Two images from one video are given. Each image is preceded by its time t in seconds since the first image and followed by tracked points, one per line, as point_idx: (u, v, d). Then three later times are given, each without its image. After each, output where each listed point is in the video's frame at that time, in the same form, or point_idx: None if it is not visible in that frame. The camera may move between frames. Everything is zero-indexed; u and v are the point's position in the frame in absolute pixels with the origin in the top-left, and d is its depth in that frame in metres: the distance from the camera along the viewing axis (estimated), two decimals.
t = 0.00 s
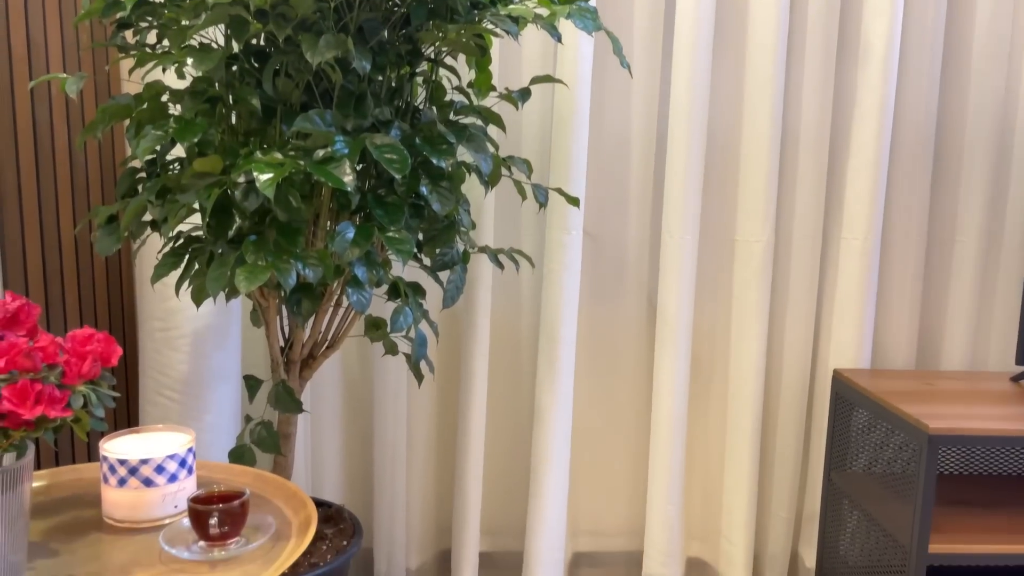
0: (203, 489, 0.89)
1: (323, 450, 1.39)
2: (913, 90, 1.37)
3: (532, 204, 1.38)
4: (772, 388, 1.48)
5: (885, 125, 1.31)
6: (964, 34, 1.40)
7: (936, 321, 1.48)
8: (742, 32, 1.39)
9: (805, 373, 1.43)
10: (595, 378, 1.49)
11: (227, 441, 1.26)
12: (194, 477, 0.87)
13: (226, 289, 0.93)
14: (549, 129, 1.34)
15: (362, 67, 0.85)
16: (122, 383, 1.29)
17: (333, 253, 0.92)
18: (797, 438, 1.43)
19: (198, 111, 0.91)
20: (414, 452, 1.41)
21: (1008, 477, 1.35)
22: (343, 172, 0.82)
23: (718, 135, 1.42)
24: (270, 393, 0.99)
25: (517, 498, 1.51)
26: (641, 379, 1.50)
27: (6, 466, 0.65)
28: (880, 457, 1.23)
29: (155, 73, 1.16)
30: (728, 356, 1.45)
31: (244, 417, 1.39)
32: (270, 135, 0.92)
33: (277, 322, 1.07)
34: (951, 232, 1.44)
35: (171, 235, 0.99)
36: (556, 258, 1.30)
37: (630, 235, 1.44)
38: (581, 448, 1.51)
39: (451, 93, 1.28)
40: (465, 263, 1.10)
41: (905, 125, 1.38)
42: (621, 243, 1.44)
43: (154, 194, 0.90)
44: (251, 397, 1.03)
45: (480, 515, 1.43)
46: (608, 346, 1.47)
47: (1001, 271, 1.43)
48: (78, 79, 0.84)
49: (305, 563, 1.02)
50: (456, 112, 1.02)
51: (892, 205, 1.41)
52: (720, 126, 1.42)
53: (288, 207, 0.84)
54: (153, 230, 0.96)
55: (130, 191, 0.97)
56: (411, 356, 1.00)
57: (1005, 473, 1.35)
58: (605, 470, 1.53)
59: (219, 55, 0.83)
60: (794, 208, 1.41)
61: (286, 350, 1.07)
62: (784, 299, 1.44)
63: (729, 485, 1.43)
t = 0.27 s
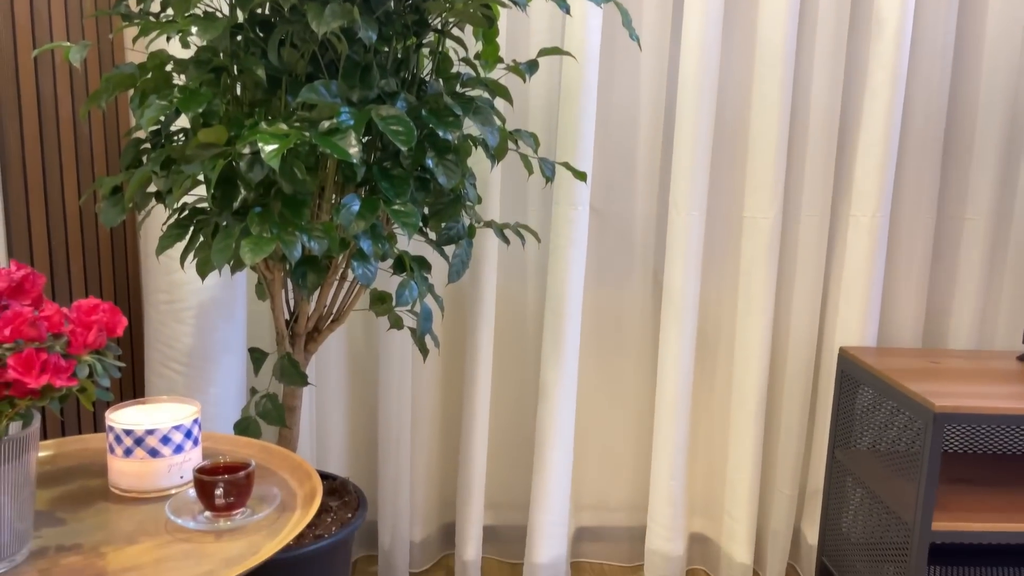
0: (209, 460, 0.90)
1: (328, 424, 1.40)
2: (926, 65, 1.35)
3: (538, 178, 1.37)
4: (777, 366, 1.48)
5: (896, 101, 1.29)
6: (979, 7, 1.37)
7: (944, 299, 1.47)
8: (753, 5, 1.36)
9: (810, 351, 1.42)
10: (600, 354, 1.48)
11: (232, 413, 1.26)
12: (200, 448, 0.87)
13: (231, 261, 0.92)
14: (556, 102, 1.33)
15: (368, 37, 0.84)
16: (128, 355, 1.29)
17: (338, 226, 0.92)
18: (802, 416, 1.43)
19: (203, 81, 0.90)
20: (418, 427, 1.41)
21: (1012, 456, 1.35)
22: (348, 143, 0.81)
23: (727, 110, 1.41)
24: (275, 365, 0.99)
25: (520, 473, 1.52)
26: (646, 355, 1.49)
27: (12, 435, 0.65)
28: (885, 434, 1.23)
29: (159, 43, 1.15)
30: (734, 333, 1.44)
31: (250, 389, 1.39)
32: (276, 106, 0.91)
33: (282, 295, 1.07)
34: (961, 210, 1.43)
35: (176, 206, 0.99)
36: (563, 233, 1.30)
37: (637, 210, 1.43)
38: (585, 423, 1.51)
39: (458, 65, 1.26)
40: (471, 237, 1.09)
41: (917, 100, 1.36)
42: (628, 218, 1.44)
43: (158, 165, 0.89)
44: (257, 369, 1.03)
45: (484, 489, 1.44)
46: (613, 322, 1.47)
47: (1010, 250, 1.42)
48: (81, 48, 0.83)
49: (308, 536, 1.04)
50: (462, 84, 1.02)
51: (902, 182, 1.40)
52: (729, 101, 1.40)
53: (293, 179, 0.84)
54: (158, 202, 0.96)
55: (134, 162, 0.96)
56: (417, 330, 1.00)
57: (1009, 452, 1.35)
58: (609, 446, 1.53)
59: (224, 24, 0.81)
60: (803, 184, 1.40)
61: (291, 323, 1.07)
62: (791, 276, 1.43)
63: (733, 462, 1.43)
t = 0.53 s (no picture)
0: (214, 434, 0.90)
1: (332, 400, 1.40)
2: (938, 44, 1.34)
3: (545, 156, 1.36)
4: (782, 347, 1.48)
5: (907, 80, 1.28)
6: None
7: (951, 281, 1.46)
8: None
9: (816, 331, 1.42)
10: (604, 333, 1.48)
11: (237, 389, 1.26)
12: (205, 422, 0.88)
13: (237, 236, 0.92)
14: (563, 80, 1.32)
15: (375, 11, 0.83)
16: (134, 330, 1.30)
17: (343, 202, 0.91)
18: (806, 397, 1.43)
19: (209, 55, 0.90)
20: (423, 405, 1.42)
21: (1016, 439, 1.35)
22: (354, 118, 0.80)
23: (736, 88, 1.39)
24: (280, 341, 0.99)
25: (524, 451, 1.52)
26: (651, 334, 1.49)
27: (17, 407, 0.65)
28: (889, 416, 1.22)
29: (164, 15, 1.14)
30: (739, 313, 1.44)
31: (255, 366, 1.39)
32: (281, 81, 0.90)
33: (287, 271, 1.07)
34: (970, 191, 1.42)
35: (182, 181, 0.99)
36: (569, 211, 1.29)
37: (644, 190, 1.43)
38: (589, 402, 1.51)
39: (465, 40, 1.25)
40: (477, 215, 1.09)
41: (927, 80, 1.35)
42: (634, 197, 1.43)
43: (164, 139, 0.89)
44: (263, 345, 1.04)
45: (488, 467, 1.44)
46: (618, 301, 1.47)
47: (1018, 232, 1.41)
48: (85, 20, 0.82)
49: (313, 512, 1.05)
50: (469, 60, 1.01)
51: (911, 162, 1.39)
52: (738, 79, 1.39)
53: (298, 154, 0.83)
54: (164, 176, 0.96)
55: (139, 136, 0.96)
56: (422, 307, 1.00)
57: (1014, 435, 1.35)
58: (613, 425, 1.53)
59: None
60: (811, 164, 1.39)
61: (296, 300, 1.07)
62: (798, 257, 1.43)
63: (737, 442, 1.43)
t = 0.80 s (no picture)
0: (220, 413, 0.90)
1: (337, 380, 1.41)
2: (949, 27, 1.32)
3: (551, 138, 1.35)
4: (787, 331, 1.48)
5: (918, 62, 1.26)
6: None
7: (958, 267, 1.46)
8: None
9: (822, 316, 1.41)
10: (610, 316, 1.48)
11: (243, 369, 1.27)
12: (211, 401, 0.88)
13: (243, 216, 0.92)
14: (571, 61, 1.31)
15: None
16: (140, 309, 1.30)
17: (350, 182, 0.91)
18: (810, 381, 1.43)
19: (215, 33, 0.89)
20: (427, 386, 1.42)
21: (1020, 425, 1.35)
22: (361, 98, 0.79)
23: (745, 70, 1.38)
24: (286, 322, 0.99)
25: (529, 433, 1.53)
26: (656, 317, 1.49)
27: (25, 384, 0.65)
28: (894, 401, 1.22)
29: None
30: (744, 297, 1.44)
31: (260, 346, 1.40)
32: (288, 60, 0.90)
33: (293, 251, 1.07)
34: (980, 176, 1.41)
35: (187, 160, 0.98)
36: (576, 193, 1.29)
37: (650, 172, 1.42)
38: (593, 385, 1.51)
39: (472, 20, 1.24)
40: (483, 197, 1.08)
41: (938, 63, 1.34)
42: (641, 180, 1.42)
43: (170, 117, 0.88)
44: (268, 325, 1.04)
45: (492, 449, 1.45)
46: (624, 285, 1.47)
47: None
48: None
49: (318, 492, 1.05)
50: (477, 40, 1.00)
51: (920, 146, 1.38)
52: (747, 61, 1.38)
53: (305, 134, 0.82)
54: (170, 155, 0.95)
55: (145, 115, 0.96)
56: (428, 289, 1.00)
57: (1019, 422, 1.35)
58: (617, 408, 1.53)
59: None
60: (819, 147, 1.39)
61: (302, 280, 1.07)
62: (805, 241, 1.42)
63: (741, 426, 1.43)
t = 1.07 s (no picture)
0: (228, 396, 0.91)
1: (343, 365, 1.41)
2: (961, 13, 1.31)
3: (559, 124, 1.35)
4: (793, 319, 1.47)
5: (928, 50, 1.26)
6: None
7: (965, 256, 1.45)
8: None
9: (828, 304, 1.41)
10: (616, 303, 1.48)
11: (249, 353, 1.27)
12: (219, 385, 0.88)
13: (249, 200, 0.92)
14: (579, 46, 1.30)
15: None
16: (146, 293, 1.30)
17: (357, 166, 0.91)
18: (816, 370, 1.43)
19: (222, 16, 0.88)
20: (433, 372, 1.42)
21: None
22: (369, 81, 0.79)
23: (754, 57, 1.38)
24: (293, 306, 0.99)
25: (534, 419, 1.53)
26: (662, 304, 1.49)
27: (34, 366, 0.65)
28: (900, 389, 1.22)
29: None
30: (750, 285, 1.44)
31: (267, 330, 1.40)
32: (295, 44, 0.89)
33: (300, 236, 1.07)
34: (989, 164, 1.40)
35: (195, 144, 0.98)
36: (582, 180, 1.28)
37: (658, 159, 1.42)
38: (598, 372, 1.52)
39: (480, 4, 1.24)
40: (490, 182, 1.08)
41: (949, 50, 1.33)
42: (648, 167, 1.42)
43: (177, 101, 0.88)
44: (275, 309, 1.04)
45: (497, 435, 1.45)
46: (630, 272, 1.46)
47: None
48: None
49: (324, 476, 1.06)
50: (485, 24, 0.99)
51: (928, 134, 1.38)
52: (756, 47, 1.37)
53: (313, 118, 0.82)
54: (177, 138, 0.95)
55: (152, 98, 0.96)
56: (434, 274, 1.00)
57: None
58: (622, 395, 1.54)
59: None
60: (827, 135, 1.38)
61: (309, 266, 1.07)
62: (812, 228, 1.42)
63: (746, 413, 1.43)
